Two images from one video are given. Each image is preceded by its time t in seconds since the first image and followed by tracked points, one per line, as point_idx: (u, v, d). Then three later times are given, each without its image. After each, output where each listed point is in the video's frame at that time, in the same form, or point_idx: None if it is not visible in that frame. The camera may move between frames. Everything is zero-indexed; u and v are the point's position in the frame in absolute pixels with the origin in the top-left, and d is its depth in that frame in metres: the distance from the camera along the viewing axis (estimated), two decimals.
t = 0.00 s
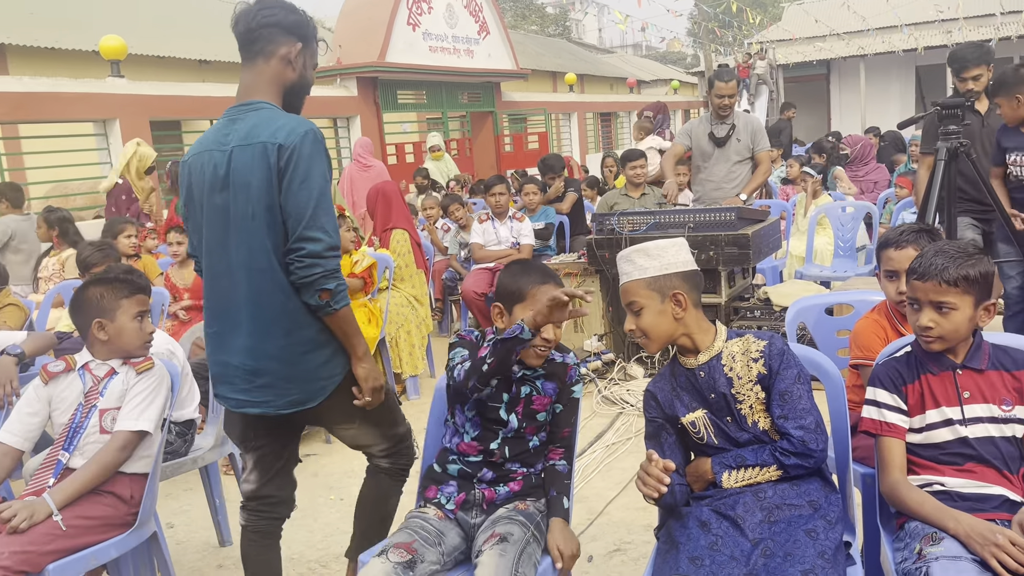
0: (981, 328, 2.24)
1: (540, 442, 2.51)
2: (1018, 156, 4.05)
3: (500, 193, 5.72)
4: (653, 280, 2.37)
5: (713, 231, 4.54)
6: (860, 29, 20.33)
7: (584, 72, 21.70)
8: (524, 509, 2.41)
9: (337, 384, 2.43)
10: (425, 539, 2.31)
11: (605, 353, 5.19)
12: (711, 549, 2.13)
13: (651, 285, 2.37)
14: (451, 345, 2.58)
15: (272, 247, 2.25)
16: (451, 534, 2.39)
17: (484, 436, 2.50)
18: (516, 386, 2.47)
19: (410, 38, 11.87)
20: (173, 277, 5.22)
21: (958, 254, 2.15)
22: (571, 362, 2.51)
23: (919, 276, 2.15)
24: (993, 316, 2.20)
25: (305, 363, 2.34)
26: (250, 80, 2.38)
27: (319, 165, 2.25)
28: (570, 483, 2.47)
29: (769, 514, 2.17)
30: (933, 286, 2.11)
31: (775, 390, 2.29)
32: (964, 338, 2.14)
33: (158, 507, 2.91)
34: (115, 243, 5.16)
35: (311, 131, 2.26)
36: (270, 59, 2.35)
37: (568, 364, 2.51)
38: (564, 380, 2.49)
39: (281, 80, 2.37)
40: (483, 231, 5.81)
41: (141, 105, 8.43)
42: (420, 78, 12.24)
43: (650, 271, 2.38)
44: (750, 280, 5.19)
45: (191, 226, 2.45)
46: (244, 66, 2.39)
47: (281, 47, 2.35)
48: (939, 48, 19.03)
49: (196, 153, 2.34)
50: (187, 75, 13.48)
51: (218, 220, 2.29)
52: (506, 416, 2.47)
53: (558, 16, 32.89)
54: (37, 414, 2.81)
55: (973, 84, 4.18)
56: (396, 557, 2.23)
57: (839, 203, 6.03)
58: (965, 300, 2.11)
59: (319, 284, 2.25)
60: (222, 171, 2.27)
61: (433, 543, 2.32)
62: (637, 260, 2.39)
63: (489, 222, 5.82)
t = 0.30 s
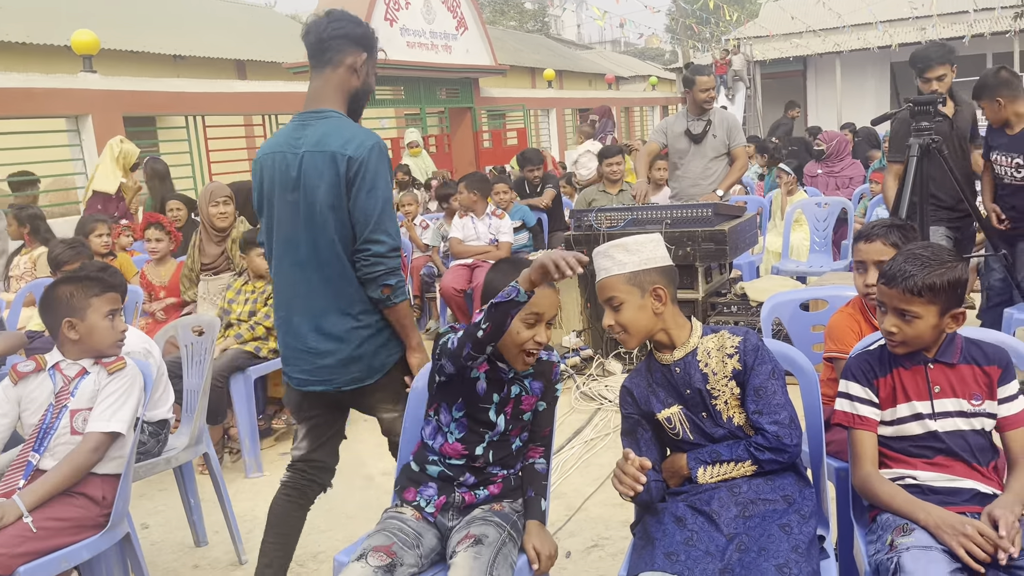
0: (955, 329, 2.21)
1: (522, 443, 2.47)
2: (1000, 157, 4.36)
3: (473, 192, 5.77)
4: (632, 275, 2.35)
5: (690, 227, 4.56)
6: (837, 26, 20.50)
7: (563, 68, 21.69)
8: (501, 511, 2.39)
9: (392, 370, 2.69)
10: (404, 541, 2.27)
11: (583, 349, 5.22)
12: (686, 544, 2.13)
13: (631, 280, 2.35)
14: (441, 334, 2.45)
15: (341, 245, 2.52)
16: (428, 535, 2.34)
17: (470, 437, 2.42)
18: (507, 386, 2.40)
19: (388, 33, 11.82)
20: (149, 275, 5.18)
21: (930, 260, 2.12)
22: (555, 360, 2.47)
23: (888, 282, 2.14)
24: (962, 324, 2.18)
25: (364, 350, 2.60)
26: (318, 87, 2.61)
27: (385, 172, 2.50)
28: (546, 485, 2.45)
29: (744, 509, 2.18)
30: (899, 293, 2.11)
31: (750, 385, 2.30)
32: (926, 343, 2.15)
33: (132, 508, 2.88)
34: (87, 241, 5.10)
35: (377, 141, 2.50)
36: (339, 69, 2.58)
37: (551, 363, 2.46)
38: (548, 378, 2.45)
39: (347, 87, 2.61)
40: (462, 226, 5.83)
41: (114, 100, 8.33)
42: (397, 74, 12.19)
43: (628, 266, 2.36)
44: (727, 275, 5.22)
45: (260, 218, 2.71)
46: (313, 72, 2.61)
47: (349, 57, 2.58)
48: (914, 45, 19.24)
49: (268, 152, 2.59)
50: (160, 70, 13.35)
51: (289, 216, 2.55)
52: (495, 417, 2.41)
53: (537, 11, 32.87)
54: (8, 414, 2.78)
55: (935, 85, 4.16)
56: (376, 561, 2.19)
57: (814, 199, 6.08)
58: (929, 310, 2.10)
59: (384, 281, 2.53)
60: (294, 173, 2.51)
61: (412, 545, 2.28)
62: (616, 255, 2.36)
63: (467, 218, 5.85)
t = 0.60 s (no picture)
0: (936, 320, 2.18)
1: (511, 440, 2.47)
2: (989, 145, 4.68)
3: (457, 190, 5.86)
4: (624, 267, 2.34)
5: (672, 224, 4.59)
6: (816, 23, 20.68)
7: (545, 64, 21.69)
8: (487, 506, 2.40)
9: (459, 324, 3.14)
10: (389, 539, 2.25)
11: (566, 345, 5.24)
12: (668, 538, 2.14)
13: (622, 272, 2.34)
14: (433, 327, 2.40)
15: (402, 208, 2.93)
16: (413, 533, 2.33)
17: (462, 434, 2.39)
18: (498, 382, 2.38)
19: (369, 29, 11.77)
20: (132, 275, 5.13)
21: (897, 248, 2.12)
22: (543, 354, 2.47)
23: (854, 271, 2.14)
24: (936, 311, 2.14)
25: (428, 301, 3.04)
26: (383, 67, 3.03)
27: (441, 144, 2.91)
28: (530, 481, 2.46)
29: (725, 502, 2.19)
30: (863, 281, 2.11)
31: (731, 379, 2.32)
32: (898, 334, 2.12)
33: (110, 507, 2.85)
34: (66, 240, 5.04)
35: (435, 117, 2.91)
36: (402, 51, 3.01)
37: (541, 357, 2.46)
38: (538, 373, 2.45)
39: (408, 67, 3.04)
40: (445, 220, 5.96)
41: (92, 96, 8.25)
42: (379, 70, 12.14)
43: (620, 258, 2.35)
44: (708, 271, 5.26)
45: (327, 182, 3.12)
46: (379, 54, 3.04)
47: (411, 41, 3.00)
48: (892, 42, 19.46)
49: (337, 125, 3.00)
50: (139, 66, 13.21)
51: (356, 185, 2.95)
52: (488, 414, 2.39)
53: (519, 8, 32.83)
54: None
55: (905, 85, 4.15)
56: (361, 562, 2.17)
57: (794, 196, 6.14)
58: (896, 298, 2.09)
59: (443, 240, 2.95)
60: (361, 146, 2.91)
61: (398, 544, 2.26)
62: (608, 246, 2.34)
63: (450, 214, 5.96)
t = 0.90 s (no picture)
0: (924, 328, 2.11)
1: (500, 438, 2.47)
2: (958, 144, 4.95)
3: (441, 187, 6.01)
4: (616, 261, 2.38)
5: (657, 221, 4.61)
6: (800, 21, 20.79)
7: (531, 62, 21.69)
8: (473, 503, 2.41)
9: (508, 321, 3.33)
10: (375, 539, 2.24)
11: (553, 343, 5.24)
12: (653, 535, 2.14)
13: (613, 267, 2.37)
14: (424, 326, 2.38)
15: (453, 207, 3.11)
16: (400, 532, 2.32)
17: (452, 432, 2.38)
18: (489, 380, 2.38)
19: (355, 26, 11.73)
20: (114, 276, 4.96)
21: (874, 247, 2.09)
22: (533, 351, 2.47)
23: (831, 269, 2.11)
24: (915, 314, 2.08)
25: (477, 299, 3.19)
26: (434, 75, 3.19)
27: (491, 147, 3.07)
28: (517, 478, 2.47)
29: (710, 499, 2.20)
30: (837, 278, 2.08)
31: (717, 376, 2.33)
32: (876, 336, 2.06)
33: (94, 507, 2.82)
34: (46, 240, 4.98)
35: (485, 121, 3.08)
36: (450, 60, 3.17)
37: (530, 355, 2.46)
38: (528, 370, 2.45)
39: (457, 76, 3.20)
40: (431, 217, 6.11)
41: (75, 92, 8.17)
42: (364, 66, 12.11)
43: (613, 253, 2.39)
44: (694, 268, 5.29)
45: (384, 185, 3.31)
46: (428, 63, 3.19)
47: (459, 52, 3.17)
48: (876, 40, 19.59)
49: (393, 131, 3.19)
50: (122, 62, 13.09)
51: (411, 187, 3.14)
52: (478, 412, 2.39)
53: (505, 4, 32.75)
54: None
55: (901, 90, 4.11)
56: (347, 562, 2.16)
57: (778, 193, 6.17)
58: (870, 296, 2.03)
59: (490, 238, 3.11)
60: (417, 150, 3.10)
61: (383, 543, 2.26)
62: (601, 242, 2.40)
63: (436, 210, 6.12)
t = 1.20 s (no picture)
0: (919, 339, 2.07)
1: (488, 434, 2.47)
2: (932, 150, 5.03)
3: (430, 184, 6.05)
4: (607, 259, 2.38)
5: (647, 219, 4.61)
6: (789, 19, 20.84)
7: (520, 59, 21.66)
8: (462, 501, 2.40)
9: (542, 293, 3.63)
10: (362, 537, 2.24)
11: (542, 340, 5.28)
12: (642, 533, 2.14)
13: (605, 264, 2.38)
14: (406, 328, 2.38)
15: (496, 184, 3.46)
16: (387, 529, 2.32)
17: (438, 429, 2.38)
18: (473, 378, 2.35)
19: (343, 23, 11.68)
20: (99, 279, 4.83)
21: (868, 254, 2.06)
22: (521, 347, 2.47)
23: (821, 275, 2.09)
24: (904, 324, 2.05)
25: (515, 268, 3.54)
26: (481, 69, 3.53)
27: (532, 131, 3.42)
28: (505, 475, 2.47)
29: (699, 497, 2.20)
30: (826, 284, 2.06)
31: (705, 373, 2.33)
32: (864, 346, 2.04)
33: (79, 505, 2.80)
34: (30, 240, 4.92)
35: (528, 107, 3.43)
36: (496, 55, 3.49)
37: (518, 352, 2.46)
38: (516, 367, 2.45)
39: (503, 70, 3.53)
40: (419, 215, 6.13)
41: (61, 89, 8.11)
42: (353, 63, 12.07)
43: (604, 251, 2.39)
44: (683, 266, 5.31)
45: (434, 165, 3.68)
46: (477, 57, 3.51)
47: (505, 49, 3.48)
48: (865, 39, 19.66)
49: (443, 116, 3.54)
50: (108, 58, 13.00)
51: (460, 166, 3.51)
52: (463, 409, 2.38)
53: (494, 1, 32.67)
54: None
55: (943, 97, 3.99)
56: (333, 560, 2.15)
57: (767, 191, 6.20)
58: (858, 304, 2.01)
59: (526, 214, 3.45)
60: (465, 132, 3.46)
61: (370, 541, 2.25)
62: (591, 238, 2.38)
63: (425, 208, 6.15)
